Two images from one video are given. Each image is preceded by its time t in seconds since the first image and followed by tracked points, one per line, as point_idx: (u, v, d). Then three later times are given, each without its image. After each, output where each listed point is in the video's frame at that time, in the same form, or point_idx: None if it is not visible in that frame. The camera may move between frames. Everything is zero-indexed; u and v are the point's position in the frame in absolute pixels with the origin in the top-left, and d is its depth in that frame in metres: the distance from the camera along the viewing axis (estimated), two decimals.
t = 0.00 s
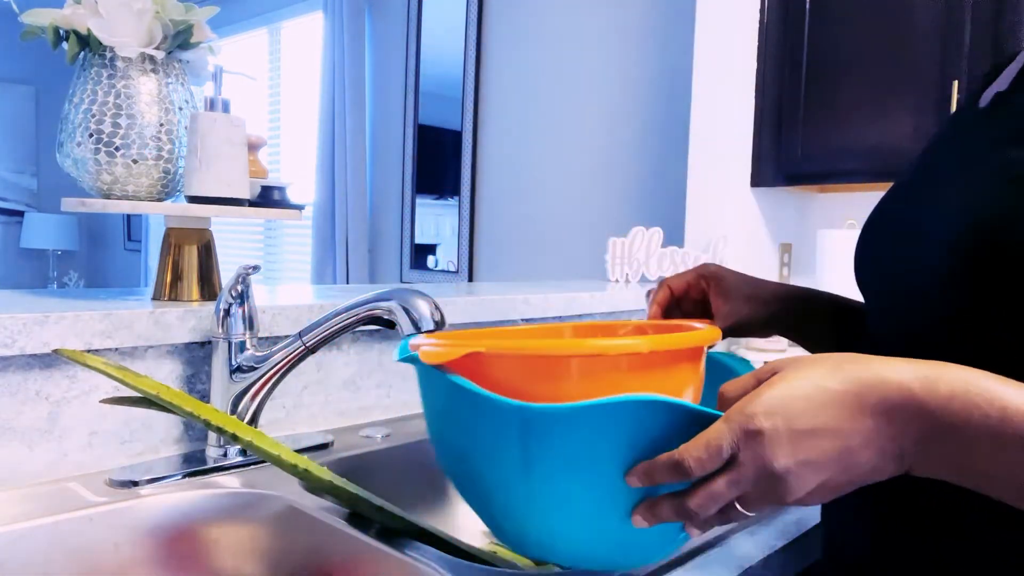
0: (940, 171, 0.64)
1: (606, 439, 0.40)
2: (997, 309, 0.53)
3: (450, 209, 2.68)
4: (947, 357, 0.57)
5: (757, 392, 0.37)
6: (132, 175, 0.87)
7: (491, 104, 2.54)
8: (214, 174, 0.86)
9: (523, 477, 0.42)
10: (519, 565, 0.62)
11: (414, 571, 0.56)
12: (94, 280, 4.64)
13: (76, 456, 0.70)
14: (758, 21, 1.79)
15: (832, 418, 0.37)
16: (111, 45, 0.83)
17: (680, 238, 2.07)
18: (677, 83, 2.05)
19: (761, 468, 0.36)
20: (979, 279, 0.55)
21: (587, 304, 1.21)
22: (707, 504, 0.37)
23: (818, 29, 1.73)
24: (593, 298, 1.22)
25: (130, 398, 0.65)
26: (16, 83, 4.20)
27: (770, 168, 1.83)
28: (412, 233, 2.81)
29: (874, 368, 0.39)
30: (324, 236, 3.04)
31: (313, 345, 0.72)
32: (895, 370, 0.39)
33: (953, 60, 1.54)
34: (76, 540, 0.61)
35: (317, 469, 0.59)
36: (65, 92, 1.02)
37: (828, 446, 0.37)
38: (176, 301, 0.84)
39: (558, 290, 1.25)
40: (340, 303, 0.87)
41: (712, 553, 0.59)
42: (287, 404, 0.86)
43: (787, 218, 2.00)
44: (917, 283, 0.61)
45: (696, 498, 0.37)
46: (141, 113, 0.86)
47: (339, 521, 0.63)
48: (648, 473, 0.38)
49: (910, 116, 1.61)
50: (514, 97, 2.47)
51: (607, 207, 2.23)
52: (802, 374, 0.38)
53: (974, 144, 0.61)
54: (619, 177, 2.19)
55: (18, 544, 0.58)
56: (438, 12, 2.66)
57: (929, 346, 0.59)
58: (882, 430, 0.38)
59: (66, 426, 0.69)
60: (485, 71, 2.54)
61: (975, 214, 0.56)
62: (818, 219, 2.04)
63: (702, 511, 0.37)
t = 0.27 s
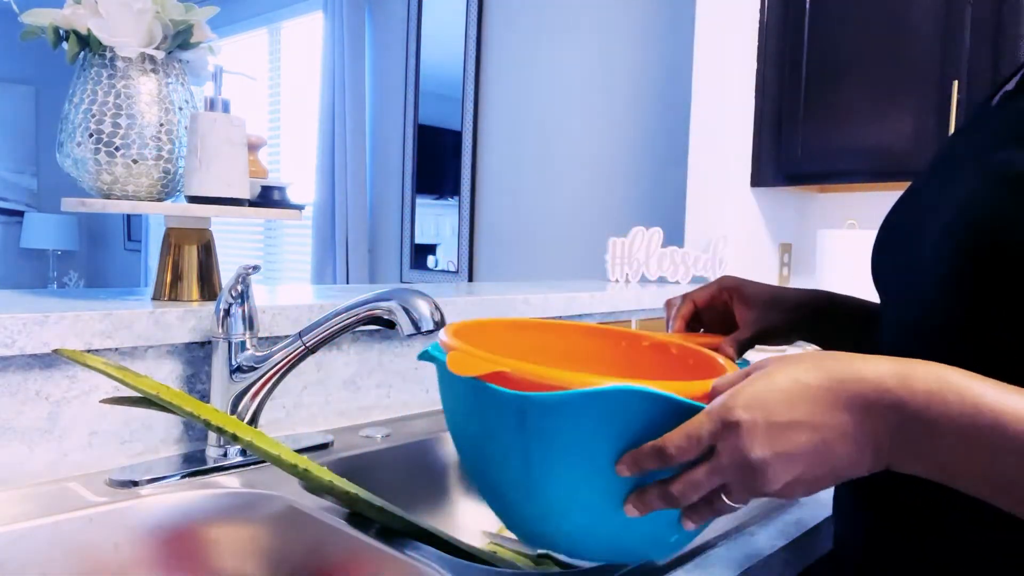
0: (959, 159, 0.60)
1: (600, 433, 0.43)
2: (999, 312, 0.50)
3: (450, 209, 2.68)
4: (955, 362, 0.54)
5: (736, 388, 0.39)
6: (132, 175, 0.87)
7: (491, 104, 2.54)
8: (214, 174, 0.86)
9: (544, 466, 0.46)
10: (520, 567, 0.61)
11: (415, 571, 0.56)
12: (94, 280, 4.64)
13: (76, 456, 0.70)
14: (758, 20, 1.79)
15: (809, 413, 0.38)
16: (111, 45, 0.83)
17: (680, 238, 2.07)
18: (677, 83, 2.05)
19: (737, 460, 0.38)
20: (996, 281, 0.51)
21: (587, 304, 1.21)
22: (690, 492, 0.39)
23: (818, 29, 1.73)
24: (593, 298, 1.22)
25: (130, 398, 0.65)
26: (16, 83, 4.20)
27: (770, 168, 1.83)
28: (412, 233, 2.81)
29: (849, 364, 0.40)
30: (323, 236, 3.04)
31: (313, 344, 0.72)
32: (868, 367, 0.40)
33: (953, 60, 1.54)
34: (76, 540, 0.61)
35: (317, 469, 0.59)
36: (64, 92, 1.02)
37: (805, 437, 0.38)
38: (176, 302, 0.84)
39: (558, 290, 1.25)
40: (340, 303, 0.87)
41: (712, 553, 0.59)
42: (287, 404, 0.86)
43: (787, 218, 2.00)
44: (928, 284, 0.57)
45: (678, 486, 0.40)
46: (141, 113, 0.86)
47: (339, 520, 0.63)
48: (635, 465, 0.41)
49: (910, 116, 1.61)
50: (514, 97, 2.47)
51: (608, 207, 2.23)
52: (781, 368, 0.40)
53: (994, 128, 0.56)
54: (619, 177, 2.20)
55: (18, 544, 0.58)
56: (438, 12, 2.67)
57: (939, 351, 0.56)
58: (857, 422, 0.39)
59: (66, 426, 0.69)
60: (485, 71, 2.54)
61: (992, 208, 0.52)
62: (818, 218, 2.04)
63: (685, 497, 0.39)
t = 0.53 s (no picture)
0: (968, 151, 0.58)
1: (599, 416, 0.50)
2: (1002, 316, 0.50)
3: (451, 209, 2.68)
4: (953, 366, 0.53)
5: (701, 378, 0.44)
6: (132, 175, 0.87)
7: (491, 104, 2.54)
8: (214, 174, 0.86)
9: (570, 442, 0.53)
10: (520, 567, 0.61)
11: (415, 571, 0.56)
12: (94, 280, 4.64)
13: (76, 456, 0.70)
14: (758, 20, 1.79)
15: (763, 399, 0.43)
16: (111, 45, 0.83)
17: (680, 238, 2.07)
18: (677, 83, 2.05)
19: (699, 442, 0.44)
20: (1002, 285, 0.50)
21: (587, 304, 1.21)
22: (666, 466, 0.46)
23: (818, 28, 1.73)
24: (593, 298, 1.22)
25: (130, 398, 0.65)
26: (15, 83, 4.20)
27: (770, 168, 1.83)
28: (412, 233, 2.81)
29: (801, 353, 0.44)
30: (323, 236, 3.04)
31: (314, 345, 0.72)
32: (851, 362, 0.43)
33: (953, 60, 1.54)
34: (75, 540, 0.61)
35: (317, 469, 0.59)
36: (65, 92, 1.02)
37: (754, 421, 0.43)
38: (176, 301, 0.84)
39: (558, 290, 1.25)
40: (340, 303, 0.87)
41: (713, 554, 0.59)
42: (287, 404, 0.86)
43: (787, 218, 2.00)
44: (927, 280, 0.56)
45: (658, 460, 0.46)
46: (141, 113, 0.86)
47: (339, 521, 0.63)
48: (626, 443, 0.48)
49: (911, 116, 1.61)
50: (514, 97, 2.47)
51: (607, 207, 2.23)
52: (752, 356, 0.44)
53: (1004, 126, 0.54)
54: (619, 177, 2.20)
55: (18, 544, 0.58)
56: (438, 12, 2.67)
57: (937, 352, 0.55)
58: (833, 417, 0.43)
59: (66, 426, 0.69)
60: (485, 71, 2.54)
61: (998, 210, 0.51)
62: (818, 218, 2.04)
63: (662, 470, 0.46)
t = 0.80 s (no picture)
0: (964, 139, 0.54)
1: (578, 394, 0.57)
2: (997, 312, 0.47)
3: (450, 208, 2.68)
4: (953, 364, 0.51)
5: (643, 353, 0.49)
6: (132, 175, 0.87)
7: (491, 104, 2.54)
8: (214, 174, 0.86)
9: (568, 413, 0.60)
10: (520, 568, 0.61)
11: (415, 571, 0.56)
12: (94, 280, 4.64)
13: (76, 456, 0.70)
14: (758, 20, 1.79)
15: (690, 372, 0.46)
16: (110, 45, 0.83)
17: (680, 237, 2.07)
18: (676, 83, 2.05)
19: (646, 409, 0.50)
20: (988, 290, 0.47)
21: (587, 304, 1.21)
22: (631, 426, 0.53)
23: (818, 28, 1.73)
24: (593, 297, 1.22)
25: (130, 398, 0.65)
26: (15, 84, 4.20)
27: (770, 168, 1.83)
28: (412, 233, 2.81)
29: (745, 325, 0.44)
30: (323, 236, 3.04)
31: (313, 345, 0.72)
32: (782, 340, 0.43)
33: (953, 60, 1.53)
34: (75, 541, 0.61)
35: (317, 469, 0.60)
36: (65, 92, 1.02)
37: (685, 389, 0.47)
38: (176, 301, 0.84)
39: (558, 290, 1.25)
40: (340, 303, 0.87)
41: (712, 554, 0.59)
42: (287, 404, 0.86)
43: (787, 218, 2.00)
44: (914, 276, 0.54)
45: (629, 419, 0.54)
46: (141, 113, 0.86)
47: (339, 521, 0.63)
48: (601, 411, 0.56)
49: (910, 116, 1.61)
50: (513, 97, 2.47)
51: (607, 207, 2.23)
52: (694, 323, 0.46)
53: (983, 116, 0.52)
54: (619, 177, 2.20)
55: (18, 544, 0.58)
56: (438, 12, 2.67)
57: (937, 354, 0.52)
58: (761, 400, 0.43)
59: (66, 426, 0.69)
60: (485, 71, 2.54)
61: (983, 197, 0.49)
62: (818, 218, 2.04)
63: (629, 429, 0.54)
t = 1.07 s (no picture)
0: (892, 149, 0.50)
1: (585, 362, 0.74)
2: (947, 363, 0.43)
3: (450, 208, 2.68)
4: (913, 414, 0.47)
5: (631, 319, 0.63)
6: (132, 175, 0.87)
7: (491, 104, 2.54)
8: (215, 174, 0.86)
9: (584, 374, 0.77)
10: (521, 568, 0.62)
11: (415, 571, 0.56)
12: (94, 280, 4.64)
13: (77, 456, 0.70)
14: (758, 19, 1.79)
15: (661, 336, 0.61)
16: (111, 45, 0.83)
17: (680, 237, 2.07)
18: (676, 83, 2.05)
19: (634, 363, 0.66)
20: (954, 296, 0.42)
21: (587, 303, 1.21)
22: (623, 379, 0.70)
23: (817, 28, 1.73)
24: (593, 297, 1.22)
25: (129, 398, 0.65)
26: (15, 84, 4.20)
27: (770, 168, 1.83)
28: (412, 233, 2.81)
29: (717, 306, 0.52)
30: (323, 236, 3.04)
31: (313, 344, 0.72)
32: (735, 323, 0.48)
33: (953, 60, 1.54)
34: (75, 541, 0.61)
35: (317, 469, 0.60)
36: (65, 92, 1.02)
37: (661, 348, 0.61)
38: (177, 301, 0.84)
39: (558, 290, 1.25)
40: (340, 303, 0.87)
41: (712, 554, 0.59)
42: (287, 404, 0.86)
43: (787, 218, 2.00)
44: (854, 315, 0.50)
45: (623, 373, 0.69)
46: (141, 113, 0.86)
47: (339, 521, 0.63)
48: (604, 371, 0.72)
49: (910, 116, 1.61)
50: (513, 97, 2.47)
51: (607, 206, 2.23)
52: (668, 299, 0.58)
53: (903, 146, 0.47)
54: (619, 177, 2.20)
55: (18, 544, 0.58)
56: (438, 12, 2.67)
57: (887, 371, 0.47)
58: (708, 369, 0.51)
59: (66, 426, 0.69)
60: (484, 71, 2.54)
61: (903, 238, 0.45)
62: (817, 218, 2.04)
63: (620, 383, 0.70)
